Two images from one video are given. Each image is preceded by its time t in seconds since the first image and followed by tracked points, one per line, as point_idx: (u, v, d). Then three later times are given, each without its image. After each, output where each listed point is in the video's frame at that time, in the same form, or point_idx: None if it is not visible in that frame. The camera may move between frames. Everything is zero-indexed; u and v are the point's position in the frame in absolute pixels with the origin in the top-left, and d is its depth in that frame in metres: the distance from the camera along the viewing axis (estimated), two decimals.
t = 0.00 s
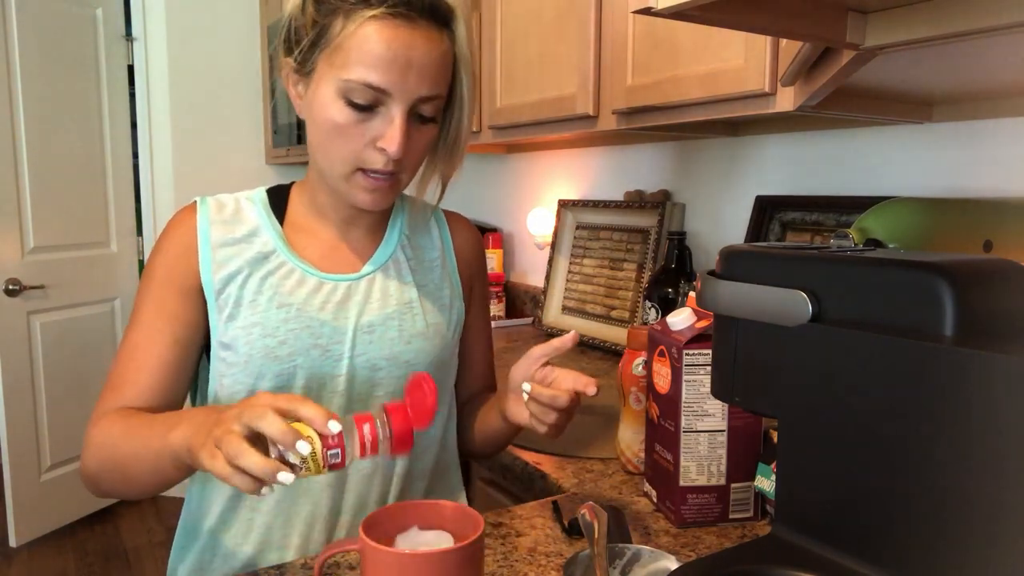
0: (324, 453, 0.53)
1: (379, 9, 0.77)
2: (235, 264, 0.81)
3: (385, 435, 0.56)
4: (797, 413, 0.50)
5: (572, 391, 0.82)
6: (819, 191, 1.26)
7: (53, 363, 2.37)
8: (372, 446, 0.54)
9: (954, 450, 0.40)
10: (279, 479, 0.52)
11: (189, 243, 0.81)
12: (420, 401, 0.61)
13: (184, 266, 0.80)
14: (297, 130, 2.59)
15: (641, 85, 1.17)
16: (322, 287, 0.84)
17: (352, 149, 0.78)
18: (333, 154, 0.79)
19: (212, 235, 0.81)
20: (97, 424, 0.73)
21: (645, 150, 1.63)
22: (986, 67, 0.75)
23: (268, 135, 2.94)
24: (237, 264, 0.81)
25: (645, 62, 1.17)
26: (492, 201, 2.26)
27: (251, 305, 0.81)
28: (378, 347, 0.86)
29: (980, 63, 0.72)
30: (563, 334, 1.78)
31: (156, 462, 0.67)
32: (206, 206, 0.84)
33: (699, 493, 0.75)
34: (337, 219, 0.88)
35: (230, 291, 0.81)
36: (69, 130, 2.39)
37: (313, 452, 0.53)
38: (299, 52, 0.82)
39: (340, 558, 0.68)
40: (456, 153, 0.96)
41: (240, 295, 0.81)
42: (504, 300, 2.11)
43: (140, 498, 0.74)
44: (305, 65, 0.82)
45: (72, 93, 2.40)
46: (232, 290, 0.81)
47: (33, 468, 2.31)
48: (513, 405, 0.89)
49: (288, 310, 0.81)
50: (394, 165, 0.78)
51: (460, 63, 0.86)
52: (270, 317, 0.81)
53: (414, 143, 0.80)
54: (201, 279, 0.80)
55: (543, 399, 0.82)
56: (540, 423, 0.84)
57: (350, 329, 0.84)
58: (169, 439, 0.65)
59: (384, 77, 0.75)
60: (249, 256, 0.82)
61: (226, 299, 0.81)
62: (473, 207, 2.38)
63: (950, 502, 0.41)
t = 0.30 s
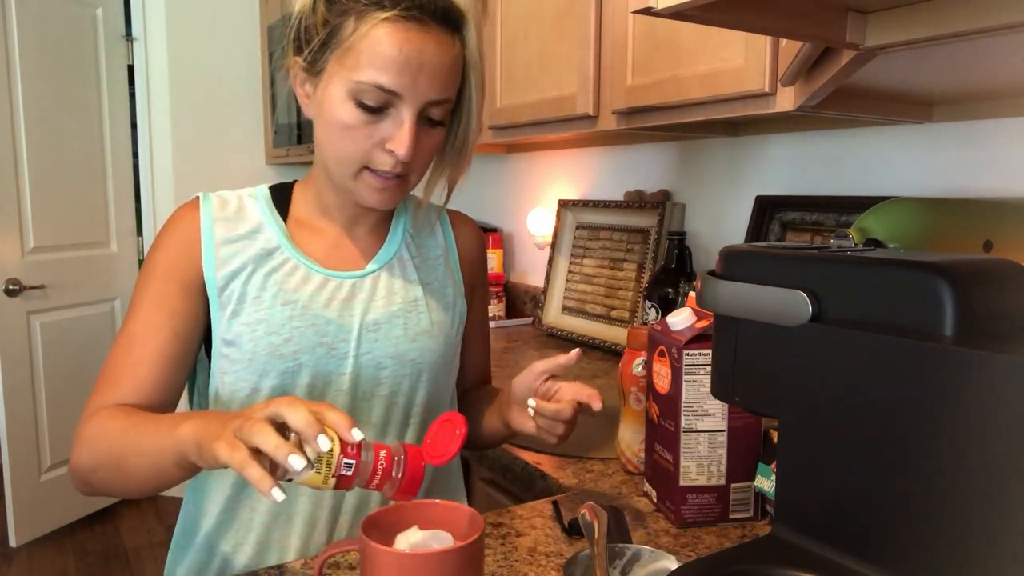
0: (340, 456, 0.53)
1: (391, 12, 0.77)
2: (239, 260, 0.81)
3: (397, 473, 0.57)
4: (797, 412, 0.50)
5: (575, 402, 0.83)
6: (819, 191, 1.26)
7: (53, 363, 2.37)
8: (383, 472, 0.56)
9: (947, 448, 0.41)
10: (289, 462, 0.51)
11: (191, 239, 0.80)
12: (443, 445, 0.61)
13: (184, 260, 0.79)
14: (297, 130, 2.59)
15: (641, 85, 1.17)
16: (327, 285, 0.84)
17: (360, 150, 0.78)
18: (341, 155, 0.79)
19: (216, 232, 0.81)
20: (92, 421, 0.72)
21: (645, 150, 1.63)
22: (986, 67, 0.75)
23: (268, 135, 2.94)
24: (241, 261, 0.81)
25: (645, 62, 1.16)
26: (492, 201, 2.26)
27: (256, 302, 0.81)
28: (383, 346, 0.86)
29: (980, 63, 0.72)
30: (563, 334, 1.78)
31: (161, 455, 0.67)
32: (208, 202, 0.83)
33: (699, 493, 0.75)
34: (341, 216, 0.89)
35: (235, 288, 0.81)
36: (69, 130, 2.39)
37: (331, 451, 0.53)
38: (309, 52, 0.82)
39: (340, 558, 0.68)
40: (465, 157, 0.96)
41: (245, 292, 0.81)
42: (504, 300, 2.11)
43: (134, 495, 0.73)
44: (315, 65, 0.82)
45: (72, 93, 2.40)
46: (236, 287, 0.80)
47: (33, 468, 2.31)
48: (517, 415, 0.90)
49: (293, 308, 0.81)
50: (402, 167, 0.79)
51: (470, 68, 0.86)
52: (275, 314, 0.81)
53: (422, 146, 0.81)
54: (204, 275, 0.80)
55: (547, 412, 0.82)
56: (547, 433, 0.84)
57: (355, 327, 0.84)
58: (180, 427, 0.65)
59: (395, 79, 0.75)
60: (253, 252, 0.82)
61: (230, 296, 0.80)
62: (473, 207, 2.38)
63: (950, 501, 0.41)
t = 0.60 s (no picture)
0: (353, 445, 0.52)
1: (401, 14, 0.77)
2: (240, 262, 0.81)
3: (406, 472, 0.55)
4: (797, 413, 0.50)
5: (580, 392, 0.85)
6: (819, 191, 1.26)
7: (53, 364, 2.37)
8: (393, 467, 0.54)
9: (946, 449, 0.41)
10: (303, 444, 0.51)
11: (191, 240, 0.80)
12: (454, 441, 0.62)
13: (184, 260, 0.79)
14: (297, 129, 2.59)
15: (641, 85, 1.17)
16: (327, 287, 0.84)
17: (365, 151, 0.78)
18: (345, 155, 0.79)
19: (216, 233, 0.81)
20: (93, 422, 0.72)
21: (645, 149, 1.63)
22: (986, 67, 0.75)
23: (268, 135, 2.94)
24: (241, 263, 0.81)
25: (645, 62, 1.16)
26: (492, 201, 2.26)
27: (256, 304, 0.81)
28: (383, 348, 0.86)
29: (981, 63, 0.72)
30: (563, 334, 1.78)
31: (162, 456, 0.67)
32: (208, 204, 0.83)
33: (699, 493, 0.75)
34: (340, 218, 0.89)
35: (235, 290, 0.80)
36: (69, 130, 2.38)
37: (345, 437, 0.52)
38: (315, 51, 0.82)
39: (340, 558, 0.68)
40: (468, 159, 0.96)
41: (245, 294, 0.81)
42: (504, 300, 2.11)
43: (135, 496, 0.73)
44: (321, 65, 0.82)
45: (72, 93, 2.39)
46: (236, 289, 0.80)
47: (33, 468, 2.31)
48: (521, 414, 0.89)
49: (293, 310, 0.81)
50: (406, 168, 0.79)
51: (476, 71, 0.86)
52: (275, 316, 0.81)
53: (426, 148, 0.81)
54: (204, 277, 0.80)
55: (557, 405, 0.84)
56: (557, 428, 0.85)
57: (354, 330, 0.84)
58: (182, 427, 0.65)
59: (403, 81, 0.75)
60: (253, 254, 0.82)
61: (230, 298, 0.80)
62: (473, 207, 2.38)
63: (950, 501, 0.41)
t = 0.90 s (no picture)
0: (357, 433, 0.53)
1: (404, 16, 0.77)
2: (240, 263, 0.81)
3: (413, 452, 0.58)
4: (797, 413, 0.50)
5: (581, 392, 0.84)
6: (819, 191, 1.26)
7: (53, 364, 2.37)
8: (399, 450, 0.57)
9: (947, 449, 0.41)
10: (308, 440, 0.51)
11: (191, 240, 0.80)
12: (454, 420, 0.65)
13: (184, 261, 0.79)
14: (297, 129, 2.59)
15: (641, 84, 1.17)
16: (327, 287, 0.84)
17: (367, 153, 0.78)
18: (346, 157, 0.79)
19: (215, 234, 0.81)
20: (94, 422, 0.72)
21: (645, 149, 1.63)
22: (987, 67, 0.75)
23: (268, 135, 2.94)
24: (241, 263, 0.81)
25: (645, 62, 1.16)
26: (492, 201, 2.26)
27: (256, 304, 0.81)
28: (383, 349, 0.86)
29: (981, 64, 0.72)
30: (563, 334, 1.78)
31: (163, 457, 0.67)
32: (209, 204, 0.83)
33: (699, 493, 0.75)
34: (341, 218, 0.89)
35: (234, 290, 0.80)
36: (69, 130, 2.38)
37: (349, 428, 0.53)
38: (317, 52, 0.82)
39: (340, 558, 0.68)
40: (470, 160, 0.96)
41: (245, 294, 0.81)
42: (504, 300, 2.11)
43: (134, 495, 0.73)
44: (323, 66, 0.82)
45: (72, 92, 2.39)
46: (235, 290, 0.80)
47: (33, 468, 2.31)
48: (522, 415, 0.89)
49: (293, 310, 0.81)
50: (407, 171, 0.79)
51: (479, 74, 0.86)
52: (275, 317, 0.81)
53: (428, 150, 0.81)
54: (203, 277, 0.80)
55: (558, 406, 0.83)
56: (559, 428, 0.85)
57: (354, 330, 0.84)
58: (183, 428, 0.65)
59: (405, 84, 0.75)
60: (253, 255, 0.82)
61: (229, 298, 0.80)
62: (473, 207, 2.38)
63: (951, 503, 0.41)
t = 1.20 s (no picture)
0: (329, 448, 0.53)
1: (404, 17, 0.77)
2: (239, 264, 0.81)
3: (385, 468, 0.57)
4: (797, 413, 0.50)
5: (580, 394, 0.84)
6: (819, 191, 1.26)
7: (54, 363, 2.37)
8: (372, 465, 0.55)
9: (948, 448, 0.41)
10: (278, 455, 0.52)
11: (190, 241, 0.80)
12: (430, 435, 0.62)
13: (183, 261, 0.79)
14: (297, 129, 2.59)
15: (641, 84, 1.17)
16: (327, 288, 0.84)
17: (366, 154, 0.78)
18: (346, 158, 0.79)
19: (215, 235, 0.81)
20: (93, 422, 0.72)
21: (645, 150, 1.63)
22: (987, 67, 0.75)
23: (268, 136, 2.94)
24: (241, 264, 0.81)
25: (645, 62, 1.16)
26: (492, 201, 2.26)
27: (255, 305, 0.81)
28: (382, 349, 0.86)
29: (980, 64, 0.72)
30: (563, 334, 1.78)
31: (162, 458, 0.67)
32: (208, 204, 0.83)
33: (699, 493, 0.75)
34: (341, 219, 0.89)
35: (234, 291, 0.80)
36: (69, 130, 2.39)
37: (319, 443, 0.53)
38: (317, 53, 0.82)
39: (340, 558, 0.68)
40: (471, 160, 0.96)
41: (244, 295, 0.81)
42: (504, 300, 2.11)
43: (132, 495, 0.73)
44: (323, 66, 0.82)
45: (72, 92, 2.40)
46: (235, 291, 0.80)
47: (33, 468, 2.31)
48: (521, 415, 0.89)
49: (293, 311, 0.81)
50: (407, 172, 0.79)
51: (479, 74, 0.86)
52: (274, 317, 0.81)
53: (427, 151, 0.81)
54: (203, 278, 0.80)
55: (558, 408, 0.83)
56: (559, 430, 0.85)
57: (354, 331, 0.84)
58: (168, 433, 0.65)
59: (405, 85, 0.75)
60: (253, 255, 0.82)
61: (229, 299, 0.80)
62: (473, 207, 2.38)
63: (952, 503, 0.41)
